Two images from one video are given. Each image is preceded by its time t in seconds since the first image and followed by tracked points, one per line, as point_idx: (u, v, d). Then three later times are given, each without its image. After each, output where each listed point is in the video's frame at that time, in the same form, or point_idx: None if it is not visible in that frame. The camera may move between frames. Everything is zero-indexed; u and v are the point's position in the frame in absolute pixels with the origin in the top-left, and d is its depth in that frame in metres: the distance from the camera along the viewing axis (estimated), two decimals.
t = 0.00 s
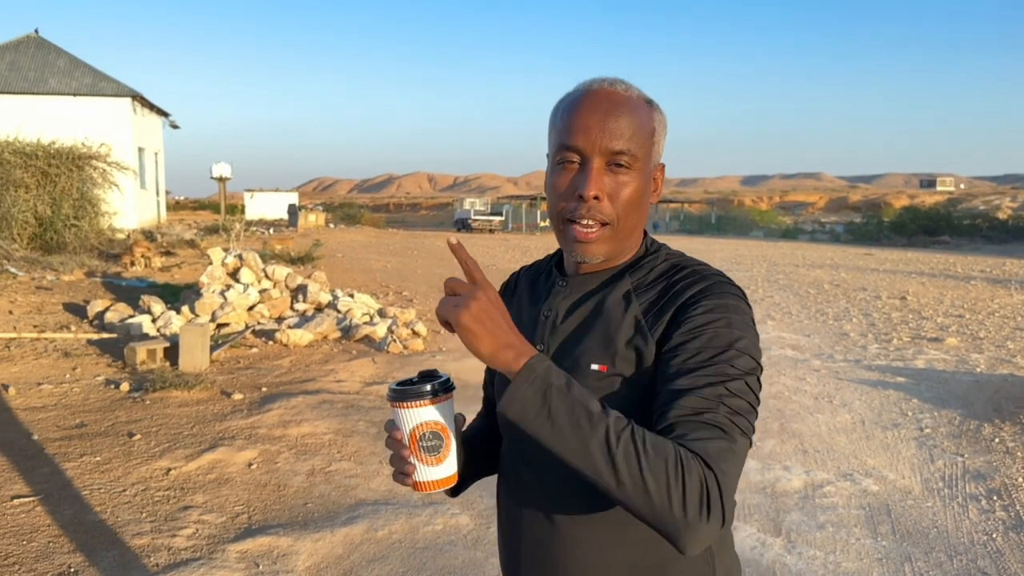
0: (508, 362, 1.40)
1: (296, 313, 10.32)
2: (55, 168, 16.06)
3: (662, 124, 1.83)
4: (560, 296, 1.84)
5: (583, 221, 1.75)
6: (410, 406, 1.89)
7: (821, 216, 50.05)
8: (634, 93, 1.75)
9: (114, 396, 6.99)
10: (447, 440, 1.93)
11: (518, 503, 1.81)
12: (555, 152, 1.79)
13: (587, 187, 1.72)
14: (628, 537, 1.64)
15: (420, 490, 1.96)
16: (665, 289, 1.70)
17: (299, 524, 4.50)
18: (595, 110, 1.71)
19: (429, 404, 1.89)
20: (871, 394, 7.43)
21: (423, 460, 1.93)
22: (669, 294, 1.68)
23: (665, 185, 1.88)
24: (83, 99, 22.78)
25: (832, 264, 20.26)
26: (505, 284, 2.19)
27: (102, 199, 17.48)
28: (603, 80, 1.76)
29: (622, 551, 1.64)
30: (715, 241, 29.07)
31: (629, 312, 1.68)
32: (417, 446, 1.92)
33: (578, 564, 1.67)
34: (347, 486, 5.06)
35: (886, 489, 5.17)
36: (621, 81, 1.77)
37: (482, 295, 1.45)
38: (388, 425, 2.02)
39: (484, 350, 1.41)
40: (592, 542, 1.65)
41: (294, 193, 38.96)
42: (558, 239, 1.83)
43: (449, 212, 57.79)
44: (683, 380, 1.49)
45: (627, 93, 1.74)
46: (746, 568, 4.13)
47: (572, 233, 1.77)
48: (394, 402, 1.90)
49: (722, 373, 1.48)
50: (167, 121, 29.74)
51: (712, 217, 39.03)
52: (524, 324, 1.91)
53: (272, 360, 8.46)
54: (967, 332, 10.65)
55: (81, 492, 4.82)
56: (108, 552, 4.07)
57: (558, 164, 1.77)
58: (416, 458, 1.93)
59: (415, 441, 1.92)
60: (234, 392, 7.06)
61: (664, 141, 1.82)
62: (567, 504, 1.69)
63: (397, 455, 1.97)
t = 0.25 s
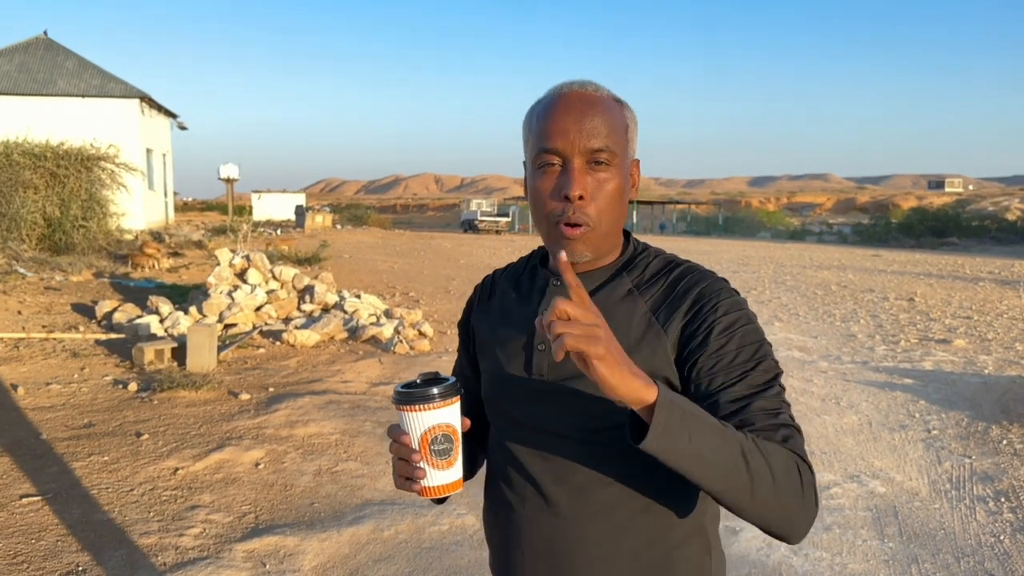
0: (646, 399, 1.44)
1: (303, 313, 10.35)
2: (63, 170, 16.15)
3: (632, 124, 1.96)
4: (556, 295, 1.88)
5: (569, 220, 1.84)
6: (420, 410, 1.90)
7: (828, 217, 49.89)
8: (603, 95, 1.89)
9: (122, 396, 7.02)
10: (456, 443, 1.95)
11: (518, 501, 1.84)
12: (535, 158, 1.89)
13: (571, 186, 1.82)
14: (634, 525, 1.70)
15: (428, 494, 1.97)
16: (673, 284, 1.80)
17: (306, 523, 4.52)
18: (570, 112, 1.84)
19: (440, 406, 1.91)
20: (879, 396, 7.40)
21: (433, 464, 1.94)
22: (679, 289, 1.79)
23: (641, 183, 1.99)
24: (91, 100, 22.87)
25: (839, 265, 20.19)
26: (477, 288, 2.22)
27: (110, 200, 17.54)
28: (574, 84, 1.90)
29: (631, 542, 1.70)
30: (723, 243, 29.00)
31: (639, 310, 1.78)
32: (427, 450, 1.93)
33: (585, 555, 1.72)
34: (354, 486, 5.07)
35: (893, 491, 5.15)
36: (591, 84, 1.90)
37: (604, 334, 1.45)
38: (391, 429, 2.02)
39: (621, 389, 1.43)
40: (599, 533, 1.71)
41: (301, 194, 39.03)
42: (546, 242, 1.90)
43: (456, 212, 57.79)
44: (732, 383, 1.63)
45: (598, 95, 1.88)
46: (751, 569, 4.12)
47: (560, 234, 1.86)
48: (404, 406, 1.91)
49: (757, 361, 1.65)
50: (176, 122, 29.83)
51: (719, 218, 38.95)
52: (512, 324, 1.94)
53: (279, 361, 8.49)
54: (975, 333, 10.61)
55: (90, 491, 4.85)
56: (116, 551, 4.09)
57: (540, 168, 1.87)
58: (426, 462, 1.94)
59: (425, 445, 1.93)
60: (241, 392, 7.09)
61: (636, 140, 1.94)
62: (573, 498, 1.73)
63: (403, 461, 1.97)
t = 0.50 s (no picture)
0: (669, 393, 1.53)
1: (310, 313, 10.37)
2: (72, 170, 16.24)
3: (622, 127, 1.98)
4: (554, 302, 1.89)
5: (567, 225, 1.85)
6: (433, 420, 1.92)
7: (836, 217, 49.70)
8: (599, 98, 1.90)
9: (129, 395, 7.05)
10: (469, 453, 1.97)
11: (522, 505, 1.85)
12: (532, 160, 1.89)
13: (571, 191, 1.83)
14: (640, 523, 1.77)
15: (442, 507, 1.98)
16: (666, 286, 1.84)
17: (312, 523, 4.53)
18: (569, 115, 1.85)
19: (453, 416, 1.93)
20: (886, 397, 7.38)
21: (448, 474, 1.96)
22: (672, 290, 1.83)
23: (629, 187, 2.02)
24: (99, 100, 22.95)
25: (848, 266, 20.11)
26: (459, 290, 2.19)
27: (118, 200, 17.60)
28: (570, 87, 1.90)
29: (636, 540, 1.76)
30: (730, 243, 28.93)
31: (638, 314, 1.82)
32: (441, 460, 1.94)
33: (592, 555, 1.77)
34: (359, 486, 5.08)
35: (900, 492, 5.14)
36: (586, 87, 1.91)
37: (651, 322, 1.52)
38: (401, 442, 2.04)
39: (648, 376, 1.51)
40: (609, 532, 1.76)
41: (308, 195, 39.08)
42: (540, 246, 1.91)
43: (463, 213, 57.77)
44: (713, 388, 1.71)
45: (594, 98, 1.89)
46: (756, 570, 4.12)
47: (557, 239, 1.86)
48: (416, 418, 1.93)
49: (736, 365, 1.73)
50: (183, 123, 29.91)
51: (726, 218, 38.85)
52: (511, 330, 1.94)
53: (285, 361, 8.51)
54: (983, 334, 10.55)
55: (97, 490, 4.87)
56: (123, 550, 4.11)
57: (537, 172, 1.87)
58: (441, 473, 1.95)
59: (439, 455, 1.94)
60: (248, 392, 7.11)
61: (627, 144, 1.97)
62: (583, 500, 1.78)
63: (415, 473, 1.99)
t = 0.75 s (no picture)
0: (678, 407, 1.52)
1: (314, 313, 10.38)
2: (78, 169, 16.30)
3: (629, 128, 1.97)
4: (554, 304, 1.89)
5: (570, 230, 1.84)
6: (449, 422, 1.81)
7: (841, 216, 49.61)
8: (607, 99, 1.88)
9: (134, 394, 7.06)
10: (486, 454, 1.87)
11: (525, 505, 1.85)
12: (536, 161, 1.88)
13: (576, 197, 1.83)
14: (641, 523, 1.77)
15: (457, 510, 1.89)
16: (667, 284, 1.83)
17: (316, 521, 4.53)
18: (577, 118, 1.83)
19: (469, 417, 1.82)
20: (891, 396, 7.36)
21: (464, 477, 1.86)
22: (673, 290, 1.81)
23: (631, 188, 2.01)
24: (104, 100, 23.01)
25: (853, 265, 20.07)
26: (456, 286, 2.17)
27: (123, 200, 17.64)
28: (578, 87, 1.88)
29: (638, 539, 1.76)
30: (735, 243, 28.89)
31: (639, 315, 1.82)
32: (457, 463, 1.85)
33: (595, 555, 1.77)
34: (363, 485, 5.08)
35: (905, 491, 5.12)
36: (594, 87, 1.89)
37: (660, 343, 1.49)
38: (412, 444, 1.94)
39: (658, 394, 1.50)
40: (612, 532, 1.76)
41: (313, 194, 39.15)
42: (542, 249, 1.90)
43: (467, 212, 57.80)
44: (713, 387, 1.71)
45: (603, 99, 1.87)
46: (761, 570, 4.10)
47: (560, 243, 1.86)
48: (431, 420, 1.82)
49: (737, 365, 1.72)
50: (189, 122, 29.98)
51: (731, 217, 38.80)
52: (511, 330, 1.93)
53: (290, 360, 8.51)
54: (989, 334, 10.52)
55: (101, 488, 4.87)
56: (126, 548, 4.11)
57: (542, 174, 1.87)
58: (456, 476, 1.86)
59: (455, 458, 1.84)
60: (252, 391, 7.11)
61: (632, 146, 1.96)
62: (586, 500, 1.77)
63: (428, 475, 1.89)
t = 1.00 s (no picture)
0: (669, 402, 1.50)
1: (318, 311, 10.38)
2: (82, 168, 16.32)
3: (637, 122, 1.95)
4: (556, 299, 1.88)
5: (573, 221, 1.83)
6: (455, 404, 1.80)
7: (846, 215, 49.50)
8: (614, 92, 1.87)
9: (137, 392, 7.06)
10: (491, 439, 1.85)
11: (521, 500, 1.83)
12: (541, 151, 1.87)
13: (579, 187, 1.81)
14: (638, 520, 1.75)
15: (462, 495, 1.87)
16: (670, 280, 1.82)
17: (317, 520, 4.52)
18: (582, 109, 1.82)
19: (475, 400, 1.81)
20: (896, 396, 7.33)
21: (469, 461, 1.84)
22: (675, 286, 1.80)
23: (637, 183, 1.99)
24: (109, 99, 23.03)
25: (857, 265, 20.02)
26: (458, 279, 2.16)
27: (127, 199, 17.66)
28: (585, 79, 1.87)
29: (634, 536, 1.75)
30: (739, 242, 28.83)
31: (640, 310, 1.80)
32: (462, 447, 1.83)
33: (591, 552, 1.75)
34: (365, 483, 5.07)
35: (910, 491, 5.09)
36: (602, 79, 1.88)
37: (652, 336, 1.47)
38: (417, 428, 1.92)
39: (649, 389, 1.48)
40: (608, 529, 1.74)
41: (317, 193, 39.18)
42: (545, 240, 1.89)
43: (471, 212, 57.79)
44: (712, 382, 1.69)
45: (610, 92, 1.86)
46: (763, 570, 4.08)
47: (563, 234, 1.84)
48: (437, 402, 1.81)
49: (736, 362, 1.70)
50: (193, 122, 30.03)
51: (735, 216, 38.74)
52: (513, 323, 1.92)
53: (293, 358, 8.51)
54: (995, 333, 10.48)
55: (103, 486, 4.87)
56: (128, 546, 4.11)
57: (546, 165, 1.85)
58: (461, 460, 1.84)
59: (460, 441, 1.83)
60: (255, 389, 7.10)
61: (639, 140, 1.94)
62: (584, 495, 1.76)
63: (432, 460, 1.87)
